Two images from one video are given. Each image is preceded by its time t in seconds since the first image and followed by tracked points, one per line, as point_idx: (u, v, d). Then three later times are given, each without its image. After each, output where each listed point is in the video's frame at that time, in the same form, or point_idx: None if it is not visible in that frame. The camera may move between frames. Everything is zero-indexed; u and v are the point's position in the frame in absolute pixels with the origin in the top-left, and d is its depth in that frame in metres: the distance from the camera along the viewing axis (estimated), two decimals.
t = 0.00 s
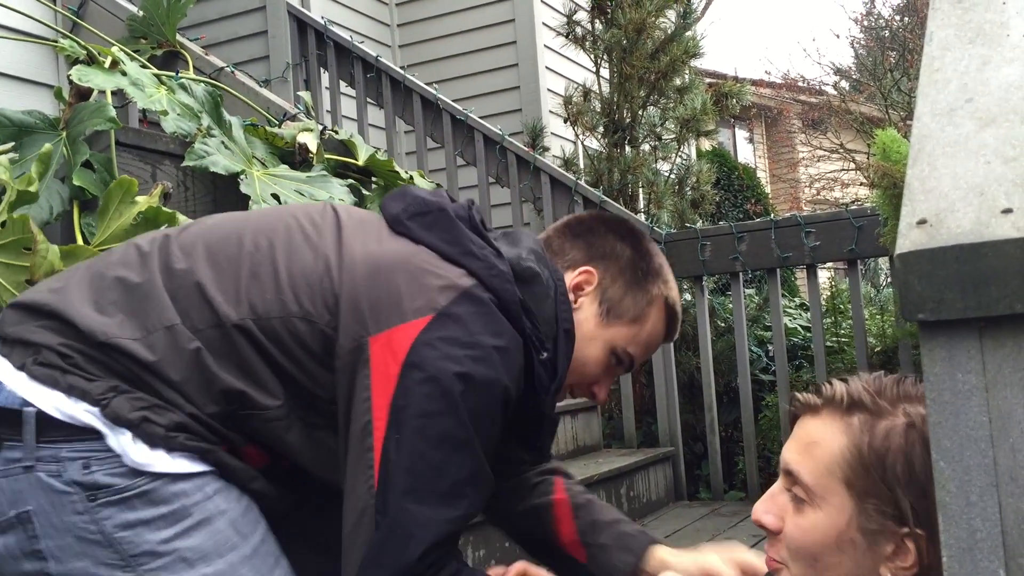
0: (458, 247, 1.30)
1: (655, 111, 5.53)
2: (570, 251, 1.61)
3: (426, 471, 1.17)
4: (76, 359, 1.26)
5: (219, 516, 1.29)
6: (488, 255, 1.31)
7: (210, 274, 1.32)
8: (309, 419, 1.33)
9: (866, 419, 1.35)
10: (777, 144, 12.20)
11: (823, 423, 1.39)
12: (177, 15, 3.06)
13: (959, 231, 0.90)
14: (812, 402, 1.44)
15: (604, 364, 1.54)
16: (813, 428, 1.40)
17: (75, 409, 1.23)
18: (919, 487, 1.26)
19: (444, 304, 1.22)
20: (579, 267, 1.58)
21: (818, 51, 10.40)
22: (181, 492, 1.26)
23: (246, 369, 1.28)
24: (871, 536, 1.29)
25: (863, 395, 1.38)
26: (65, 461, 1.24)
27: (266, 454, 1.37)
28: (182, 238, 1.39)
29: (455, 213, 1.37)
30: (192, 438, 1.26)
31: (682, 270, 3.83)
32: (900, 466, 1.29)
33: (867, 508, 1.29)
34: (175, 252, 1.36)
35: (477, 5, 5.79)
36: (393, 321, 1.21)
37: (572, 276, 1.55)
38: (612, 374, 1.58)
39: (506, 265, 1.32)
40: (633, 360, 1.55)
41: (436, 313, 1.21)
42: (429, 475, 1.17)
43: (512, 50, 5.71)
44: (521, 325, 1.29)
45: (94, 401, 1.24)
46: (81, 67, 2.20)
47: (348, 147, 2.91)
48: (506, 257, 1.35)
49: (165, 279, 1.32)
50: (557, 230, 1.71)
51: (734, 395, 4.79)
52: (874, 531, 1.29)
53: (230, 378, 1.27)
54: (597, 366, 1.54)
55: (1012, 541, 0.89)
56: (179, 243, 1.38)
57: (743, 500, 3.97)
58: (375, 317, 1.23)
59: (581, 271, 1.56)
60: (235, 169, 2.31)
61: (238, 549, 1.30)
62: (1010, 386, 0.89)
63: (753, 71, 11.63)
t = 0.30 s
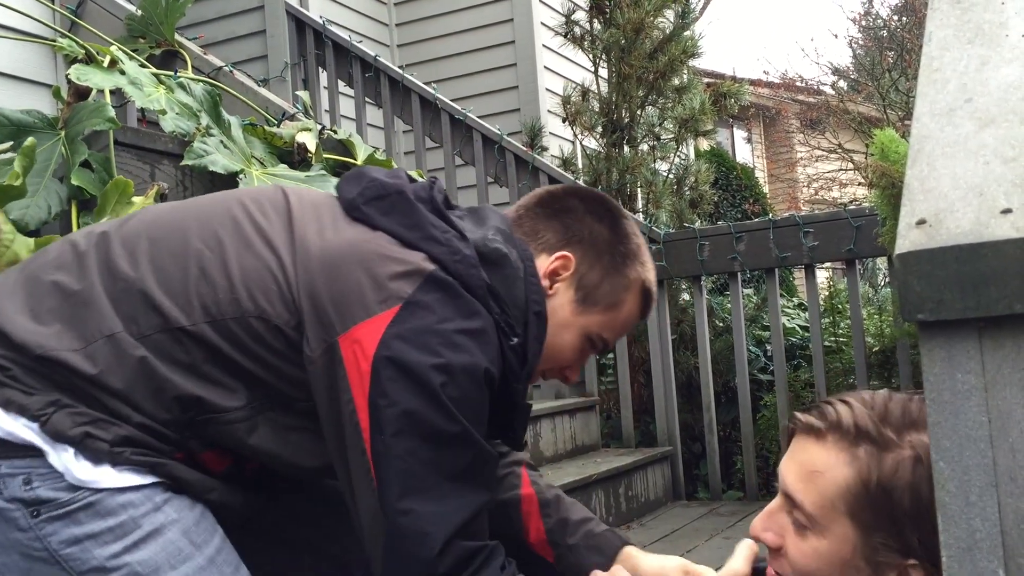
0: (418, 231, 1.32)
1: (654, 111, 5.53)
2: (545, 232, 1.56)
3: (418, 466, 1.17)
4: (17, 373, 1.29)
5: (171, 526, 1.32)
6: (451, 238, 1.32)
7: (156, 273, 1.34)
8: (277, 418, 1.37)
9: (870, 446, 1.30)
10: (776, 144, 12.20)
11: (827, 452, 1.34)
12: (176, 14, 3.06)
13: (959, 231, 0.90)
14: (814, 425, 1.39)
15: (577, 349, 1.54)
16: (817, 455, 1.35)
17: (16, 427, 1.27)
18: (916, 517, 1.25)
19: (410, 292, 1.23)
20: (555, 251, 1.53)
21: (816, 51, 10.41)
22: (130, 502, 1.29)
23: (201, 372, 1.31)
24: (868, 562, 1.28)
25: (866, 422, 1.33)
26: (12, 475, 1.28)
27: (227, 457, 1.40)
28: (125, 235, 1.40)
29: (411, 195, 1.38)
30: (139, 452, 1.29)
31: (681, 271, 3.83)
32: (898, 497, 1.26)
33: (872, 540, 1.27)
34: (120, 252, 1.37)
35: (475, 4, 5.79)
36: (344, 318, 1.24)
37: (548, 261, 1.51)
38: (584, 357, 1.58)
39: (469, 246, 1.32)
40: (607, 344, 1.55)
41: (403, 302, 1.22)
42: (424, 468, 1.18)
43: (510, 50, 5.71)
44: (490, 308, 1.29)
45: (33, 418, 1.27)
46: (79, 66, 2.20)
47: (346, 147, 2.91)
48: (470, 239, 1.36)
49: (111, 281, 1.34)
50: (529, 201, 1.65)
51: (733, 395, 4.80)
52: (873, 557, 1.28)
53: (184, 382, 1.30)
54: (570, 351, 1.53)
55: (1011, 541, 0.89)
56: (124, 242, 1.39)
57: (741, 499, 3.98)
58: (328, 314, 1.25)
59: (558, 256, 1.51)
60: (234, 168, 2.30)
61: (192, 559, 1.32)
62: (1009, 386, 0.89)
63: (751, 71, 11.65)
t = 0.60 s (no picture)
0: (400, 276, 1.25)
1: (650, 108, 5.53)
2: (517, 276, 1.53)
3: (394, 517, 1.14)
4: None
5: (153, 540, 1.24)
6: (429, 284, 1.26)
7: (126, 304, 1.24)
8: (248, 452, 1.31)
9: (893, 448, 1.03)
10: (772, 141, 12.24)
11: (836, 446, 1.05)
12: (171, 12, 3.06)
13: (952, 228, 0.90)
14: (820, 419, 1.08)
15: (523, 388, 1.57)
16: (822, 450, 1.05)
17: None
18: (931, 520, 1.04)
19: (393, 341, 1.18)
20: (525, 298, 1.52)
21: (813, 48, 10.41)
22: (110, 520, 1.21)
23: (177, 407, 1.22)
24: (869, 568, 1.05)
25: (885, 416, 1.06)
26: None
27: (198, 483, 1.32)
28: (91, 262, 1.30)
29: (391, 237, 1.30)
30: (120, 478, 1.22)
31: (677, 268, 3.84)
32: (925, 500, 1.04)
33: (878, 537, 1.03)
34: (86, 279, 1.27)
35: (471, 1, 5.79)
36: (327, 363, 1.18)
37: (521, 310, 1.50)
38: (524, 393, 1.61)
39: (446, 292, 1.27)
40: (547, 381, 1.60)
41: (385, 350, 1.17)
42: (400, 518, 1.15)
43: (507, 47, 5.70)
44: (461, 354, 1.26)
45: (8, 451, 1.19)
46: (75, 64, 2.19)
47: (341, 144, 2.92)
48: (448, 280, 1.30)
49: (78, 312, 1.24)
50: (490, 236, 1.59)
51: (729, 392, 4.81)
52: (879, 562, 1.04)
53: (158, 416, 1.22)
54: (517, 391, 1.56)
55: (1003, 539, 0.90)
56: (92, 268, 1.29)
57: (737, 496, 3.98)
58: (309, 358, 1.19)
59: (531, 306, 1.50)
60: (230, 166, 2.29)
61: (178, 570, 1.25)
62: (1001, 383, 0.89)
63: (747, 68, 11.68)
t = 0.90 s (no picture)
0: (360, 306, 1.27)
1: (644, 99, 5.56)
2: (505, 329, 1.60)
3: (341, 547, 1.17)
4: None
5: (120, 552, 1.24)
6: (390, 314, 1.27)
7: (85, 335, 1.26)
8: (206, 478, 1.32)
9: (719, 361, 1.06)
10: (766, 134, 12.27)
11: (670, 376, 1.07)
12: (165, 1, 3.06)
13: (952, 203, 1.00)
14: (649, 349, 1.10)
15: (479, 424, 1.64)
16: (658, 382, 1.07)
17: None
18: (783, 424, 1.06)
19: (342, 371, 1.20)
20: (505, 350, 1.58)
21: (808, 41, 10.41)
22: (76, 537, 1.21)
23: (136, 436, 1.24)
24: (731, 479, 1.08)
25: (707, 331, 1.08)
26: None
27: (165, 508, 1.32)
28: (48, 296, 1.31)
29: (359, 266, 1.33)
30: (89, 505, 1.23)
31: (671, 259, 3.84)
32: (770, 403, 1.05)
33: (732, 451, 1.06)
34: (45, 312, 1.29)
35: None
36: (280, 392, 1.20)
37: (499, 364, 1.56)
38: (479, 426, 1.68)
39: (407, 321, 1.28)
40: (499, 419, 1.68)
41: (335, 379, 1.19)
42: (350, 550, 1.18)
43: (501, 38, 5.71)
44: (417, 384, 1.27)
45: None
46: (69, 52, 2.21)
47: (337, 134, 2.91)
48: (410, 308, 1.30)
49: (37, 347, 1.25)
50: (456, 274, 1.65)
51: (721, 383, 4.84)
52: (739, 470, 1.07)
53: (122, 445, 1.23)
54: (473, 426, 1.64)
55: (991, 516, 1.10)
56: (50, 300, 1.30)
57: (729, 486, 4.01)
58: (264, 388, 1.21)
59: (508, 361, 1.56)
60: (225, 154, 2.28)
61: None
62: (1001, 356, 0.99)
63: (742, 61, 11.70)
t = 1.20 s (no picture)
0: (400, 360, 1.28)
1: (652, 102, 5.57)
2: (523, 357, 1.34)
3: None
4: None
5: None
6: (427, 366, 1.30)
7: (99, 408, 1.22)
8: (221, 530, 1.35)
9: (509, 355, 1.17)
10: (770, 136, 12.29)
11: (479, 381, 1.19)
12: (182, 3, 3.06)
13: (973, 220, 1.39)
14: (451, 359, 1.23)
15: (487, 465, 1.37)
16: (472, 390, 1.19)
17: None
18: (585, 403, 1.14)
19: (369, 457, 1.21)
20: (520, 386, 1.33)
21: (813, 45, 10.44)
22: None
23: (159, 500, 1.26)
24: (563, 461, 1.18)
25: (502, 328, 1.21)
26: None
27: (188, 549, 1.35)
28: (57, 355, 1.25)
29: (390, 317, 1.28)
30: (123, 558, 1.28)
31: (680, 262, 3.86)
32: (567, 377, 1.14)
33: (554, 436, 1.16)
34: (58, 376, 1.23)
35: None
36: (308, 480, 1.19)
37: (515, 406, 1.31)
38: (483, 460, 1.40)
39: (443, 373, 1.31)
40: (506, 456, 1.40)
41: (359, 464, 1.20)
42: None
43: (510, 41, 5.72)
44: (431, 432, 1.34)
45: (16, 548, 1.23)
46: (90, 53, 2.21)
47: (352, 136, 2.93)
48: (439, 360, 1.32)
49: (52, 414, 1.22)
50: (434, 283, 1.73)
51: (729, 386, 4.85)
52: (570, 445, 1.17)
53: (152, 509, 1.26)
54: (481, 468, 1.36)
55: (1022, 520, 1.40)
56: (63, 361, 1.24)
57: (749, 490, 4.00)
58: (293, 472, 1.21)
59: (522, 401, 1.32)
60: (246, 155, 2.31)
61: None
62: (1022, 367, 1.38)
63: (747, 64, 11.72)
